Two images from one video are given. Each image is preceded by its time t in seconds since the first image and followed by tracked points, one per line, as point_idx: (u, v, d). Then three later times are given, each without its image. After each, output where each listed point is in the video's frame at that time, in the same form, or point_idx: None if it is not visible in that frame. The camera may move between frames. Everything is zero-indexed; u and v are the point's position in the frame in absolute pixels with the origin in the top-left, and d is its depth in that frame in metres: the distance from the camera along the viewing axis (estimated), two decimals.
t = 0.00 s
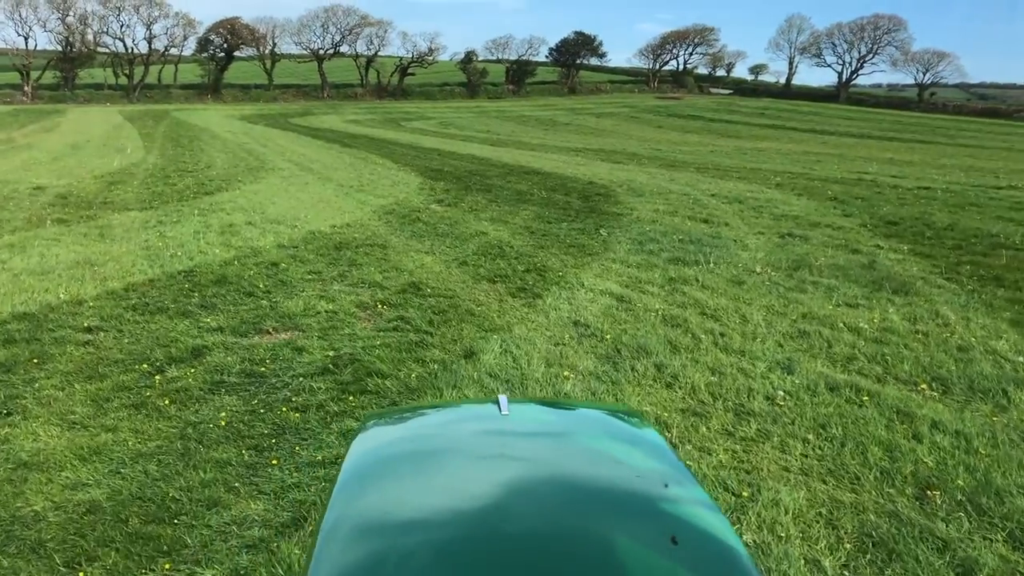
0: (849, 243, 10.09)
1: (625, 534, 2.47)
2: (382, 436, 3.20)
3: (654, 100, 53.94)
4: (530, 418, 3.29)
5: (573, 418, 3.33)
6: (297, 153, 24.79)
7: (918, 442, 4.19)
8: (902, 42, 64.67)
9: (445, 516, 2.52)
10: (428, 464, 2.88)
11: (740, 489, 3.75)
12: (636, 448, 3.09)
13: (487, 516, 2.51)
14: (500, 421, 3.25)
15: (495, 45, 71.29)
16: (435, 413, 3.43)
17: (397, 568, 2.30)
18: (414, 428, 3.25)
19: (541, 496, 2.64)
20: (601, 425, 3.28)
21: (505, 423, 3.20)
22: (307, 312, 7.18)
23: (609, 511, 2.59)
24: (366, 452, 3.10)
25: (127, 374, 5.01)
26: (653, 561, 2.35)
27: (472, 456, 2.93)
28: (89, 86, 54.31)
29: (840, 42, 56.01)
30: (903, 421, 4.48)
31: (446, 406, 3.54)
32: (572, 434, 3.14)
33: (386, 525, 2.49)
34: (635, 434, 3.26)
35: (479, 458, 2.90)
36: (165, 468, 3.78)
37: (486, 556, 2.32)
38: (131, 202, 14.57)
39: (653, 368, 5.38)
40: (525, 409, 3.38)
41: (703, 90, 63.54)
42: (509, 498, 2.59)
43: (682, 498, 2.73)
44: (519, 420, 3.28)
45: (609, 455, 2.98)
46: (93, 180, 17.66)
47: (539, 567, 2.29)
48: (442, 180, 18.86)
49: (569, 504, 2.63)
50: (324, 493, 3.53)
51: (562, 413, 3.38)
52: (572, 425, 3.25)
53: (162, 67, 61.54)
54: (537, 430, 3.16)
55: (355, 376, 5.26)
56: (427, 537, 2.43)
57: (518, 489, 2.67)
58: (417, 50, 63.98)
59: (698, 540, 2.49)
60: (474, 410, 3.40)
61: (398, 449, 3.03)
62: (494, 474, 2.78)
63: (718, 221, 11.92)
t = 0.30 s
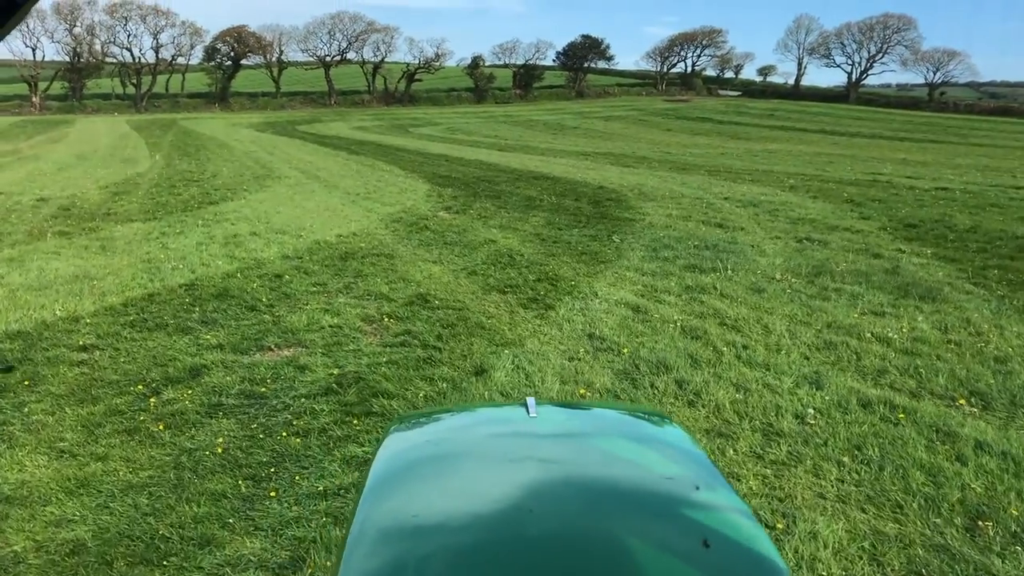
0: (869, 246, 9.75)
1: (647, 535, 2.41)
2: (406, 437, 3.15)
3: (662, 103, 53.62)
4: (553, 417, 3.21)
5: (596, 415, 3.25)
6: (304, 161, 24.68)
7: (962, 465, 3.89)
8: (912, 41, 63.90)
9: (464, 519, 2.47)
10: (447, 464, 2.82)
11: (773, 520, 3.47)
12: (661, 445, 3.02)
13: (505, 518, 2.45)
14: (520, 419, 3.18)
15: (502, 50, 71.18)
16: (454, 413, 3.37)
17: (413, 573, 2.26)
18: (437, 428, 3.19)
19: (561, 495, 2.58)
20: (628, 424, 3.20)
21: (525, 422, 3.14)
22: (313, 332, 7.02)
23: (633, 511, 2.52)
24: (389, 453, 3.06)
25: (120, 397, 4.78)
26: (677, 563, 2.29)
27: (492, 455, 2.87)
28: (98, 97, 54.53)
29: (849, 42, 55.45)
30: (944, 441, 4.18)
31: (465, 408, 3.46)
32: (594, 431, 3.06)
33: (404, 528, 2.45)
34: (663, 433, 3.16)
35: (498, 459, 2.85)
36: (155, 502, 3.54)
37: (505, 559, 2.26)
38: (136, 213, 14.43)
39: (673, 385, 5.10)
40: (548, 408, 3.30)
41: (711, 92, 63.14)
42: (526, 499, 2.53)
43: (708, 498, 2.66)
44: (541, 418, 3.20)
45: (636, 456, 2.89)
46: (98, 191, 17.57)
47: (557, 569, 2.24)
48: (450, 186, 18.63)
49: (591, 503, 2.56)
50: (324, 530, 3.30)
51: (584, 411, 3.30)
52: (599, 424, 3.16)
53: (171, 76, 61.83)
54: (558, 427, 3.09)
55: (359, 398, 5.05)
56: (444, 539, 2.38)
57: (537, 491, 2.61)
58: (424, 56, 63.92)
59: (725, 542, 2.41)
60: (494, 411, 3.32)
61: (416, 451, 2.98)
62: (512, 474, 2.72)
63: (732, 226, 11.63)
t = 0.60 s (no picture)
0: (886, 252, 9.47)
1: (667, 542, 2.34)
2: (424, 442, 3.07)
3: (667, 108, 53.42)
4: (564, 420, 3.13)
5: (608, 418, 3.17)
6: (309, 170, 24.55)
7: (1007, 496, 3.61)
8: (918, 44, 63.57)
9: (477, 528, 2.39)
10: (457, 472, 2.74)
11: (807, 558, 3.20)
12: (677, 446, 2.94)
13: (522, 527, 2.38)
14: (531, 423, 3.10)
15: (506, 56, 71.16)
16: (463, 419, 3.29)
17: None
18: (457, 432, 3.10)
19: (576, 501, 2.51)
20: (652, 429, 3.08)
21: (537, 426, 3.06)
22: (314, 349, 6.80)
23: (652, 516, 2.45)
24: (407, 458, 2.97)
25: (107, 424, 4.66)
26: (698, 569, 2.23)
27: (504, 460, 2.79)
28: (104, 107, 54.69)
29: (855, 45, 55.14)
30: (985, 467, 3.90)
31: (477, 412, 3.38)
32: (608, 434, 2.99)
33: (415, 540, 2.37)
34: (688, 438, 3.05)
35: (513, 463, 2.76)
36: (139, 537, 3.37)
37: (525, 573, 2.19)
38: (138, 224, 14.27)
39: (692, 405, 4.85)
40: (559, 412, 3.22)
41: (716, 97, 62.96)
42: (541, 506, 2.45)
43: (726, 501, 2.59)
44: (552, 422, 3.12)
45: (658, 461, 2.79)
46: (100, 202, 17.46)
47: None
48: (455, 194, 18.43)
49: (608, 510, 2.49)
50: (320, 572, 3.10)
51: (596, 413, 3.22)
52: (620, 427, 3.06)
53: (176, 86, 62.05)
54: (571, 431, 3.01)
55: (360, 422, 4.82)
56: (457, 550, 2.31)
57: (553, 496, 2.53)
58: (429, 63, 63.96)
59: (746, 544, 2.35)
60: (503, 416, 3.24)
61: (425, 459, 2.90)
62: (525, 480, 2.64)
63: (743, 233, 11.40)
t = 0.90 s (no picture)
0: (901, 261, 9.21)
1: (688, 538, 2.41)
2: (451, 452, 3.17)
3: (671, 114, 53.22)
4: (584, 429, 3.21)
5: (630, 426, 3.25)
6: (311, 176, 24.37)
7: None
8: (923, 49, 63.36)
9: (500, 530, 2.46)
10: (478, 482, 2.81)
11: None
12: (691, 451, 3.02)
13: (548, 526, 2.46)
14: (551, 431, 3.17)
15: (509, 62, 71.06)
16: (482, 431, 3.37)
17: None
18: (483, 441, 3.20)
19: (593, 507, 2.56)
20: (673, 436, 3.16)
21: (556, 433, 3.14)
22: (312, 365, 6.57)
23: (669, 517, 2.50)
24: (436, 466, 3.07)
25: (92, 444, 4.47)
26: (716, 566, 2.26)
27: (524, 468, 2.86)
28: (108, 113, 54.68)
29: (859, 51, 54.95)
30: None
31: (503, 422, 3.48)
32: (624, 441, 3.06)
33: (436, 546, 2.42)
34: (708, 445, 3.12)
35: (539, 471, 2.85)
36: None
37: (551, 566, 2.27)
38: (137, 232, 14.08)
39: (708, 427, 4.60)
40: (580, 418, 3.32)
41: (720, 102, 62.76)
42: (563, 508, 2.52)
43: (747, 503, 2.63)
44: (571, 431, 3.21)
45: (680, 466, 2.86)
46: (100, 209, 17.29)
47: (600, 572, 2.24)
48: (458, 200, 18.21)
49: (631, 509, 2.56)
50: None
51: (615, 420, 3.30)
52: (642, 436, 3.14)
53: (180, 92, 62.13)
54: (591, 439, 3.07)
55: (358, 445, 4.66)
56: (479, 552, 2.37)
57: (569, 502, 2.59)
58: (432, 69, 63.90)
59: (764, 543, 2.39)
60: (524, 426, 3.31)
61: (447, 470, 2.98)
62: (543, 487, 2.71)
63: (753, 240, 11.14)
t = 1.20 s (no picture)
0: (910, 268, 8.97)
1: (695, 540, 2.48)
2: (465, 453, 3.24)
3: (671, 117, 53.02)
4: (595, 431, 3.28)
5: (642, 430, 3.31)
6: (308, 180, 24.12)
7: None
8: (923, 52, 63.22)
9: (514, 532, 2.53)
10: (488, 484, 2.89)
11: None
12: (702, 456, 3.07)
13: (562, 529, 2.53)
14: (560, 433, 3.25)
15: (508, 65, 70.81)
16: (496, 431, 3.46)
17: None
18: (498, 442, 3.28)
19: (600, 510, 2.63)
20: (684, 441, 3.21)
21: (569, 437, 3.20)
22: (301, 379, 6.33)
23: (672, 520, 2.57)
24: (450, 466, 3.15)
25: (68, 469, 4.65)
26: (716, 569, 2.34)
27: (533, 470, 2.94)
28: (105, 116, 54.35)
29: (859, 54, 54.80)
30: None
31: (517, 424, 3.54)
32: (638, 446, 3.12)
33: (444, 547, 2.50)
34: (719, 449, 3.18)
35: (552, 472, 2.92)
36: None
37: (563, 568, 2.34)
38: (129, 237, 13.83)
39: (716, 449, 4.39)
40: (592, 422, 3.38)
41: (719, 106, 62.57)
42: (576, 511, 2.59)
43: (752, 508, 2.68)
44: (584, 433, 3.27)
45: (689, 470, 2.92)
46: (92, 214, 17.02)
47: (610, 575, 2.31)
48: (456, 205, 17.96)
49: (641, 512, 2.63)
50: None
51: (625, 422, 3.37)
52: (652, 439, 3.20)
53: (178, 96, 61.85)
54: (599, 442, 3.15)
55: (345, 468, 4.75)
56: (496, 552, 2.45)
57: (576, 505, 2.66)
58: (430, 72, 63.66)
59: (766, 548, 2.45)
60: (536, 428, 3.39)
61: (457, 471, 3.07)
62: (551, 489, 2.78)
63: (756, 247, 10.89)
